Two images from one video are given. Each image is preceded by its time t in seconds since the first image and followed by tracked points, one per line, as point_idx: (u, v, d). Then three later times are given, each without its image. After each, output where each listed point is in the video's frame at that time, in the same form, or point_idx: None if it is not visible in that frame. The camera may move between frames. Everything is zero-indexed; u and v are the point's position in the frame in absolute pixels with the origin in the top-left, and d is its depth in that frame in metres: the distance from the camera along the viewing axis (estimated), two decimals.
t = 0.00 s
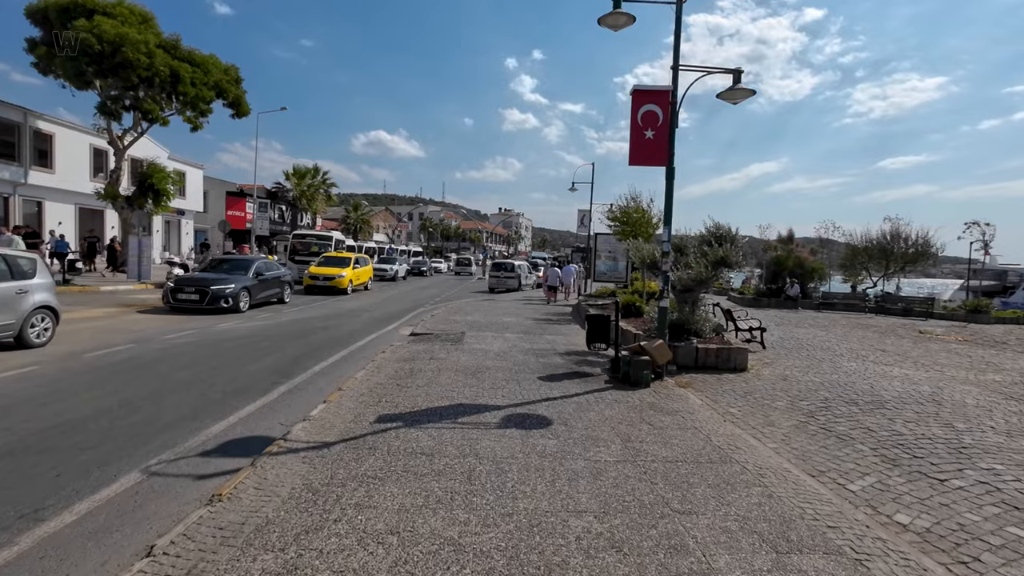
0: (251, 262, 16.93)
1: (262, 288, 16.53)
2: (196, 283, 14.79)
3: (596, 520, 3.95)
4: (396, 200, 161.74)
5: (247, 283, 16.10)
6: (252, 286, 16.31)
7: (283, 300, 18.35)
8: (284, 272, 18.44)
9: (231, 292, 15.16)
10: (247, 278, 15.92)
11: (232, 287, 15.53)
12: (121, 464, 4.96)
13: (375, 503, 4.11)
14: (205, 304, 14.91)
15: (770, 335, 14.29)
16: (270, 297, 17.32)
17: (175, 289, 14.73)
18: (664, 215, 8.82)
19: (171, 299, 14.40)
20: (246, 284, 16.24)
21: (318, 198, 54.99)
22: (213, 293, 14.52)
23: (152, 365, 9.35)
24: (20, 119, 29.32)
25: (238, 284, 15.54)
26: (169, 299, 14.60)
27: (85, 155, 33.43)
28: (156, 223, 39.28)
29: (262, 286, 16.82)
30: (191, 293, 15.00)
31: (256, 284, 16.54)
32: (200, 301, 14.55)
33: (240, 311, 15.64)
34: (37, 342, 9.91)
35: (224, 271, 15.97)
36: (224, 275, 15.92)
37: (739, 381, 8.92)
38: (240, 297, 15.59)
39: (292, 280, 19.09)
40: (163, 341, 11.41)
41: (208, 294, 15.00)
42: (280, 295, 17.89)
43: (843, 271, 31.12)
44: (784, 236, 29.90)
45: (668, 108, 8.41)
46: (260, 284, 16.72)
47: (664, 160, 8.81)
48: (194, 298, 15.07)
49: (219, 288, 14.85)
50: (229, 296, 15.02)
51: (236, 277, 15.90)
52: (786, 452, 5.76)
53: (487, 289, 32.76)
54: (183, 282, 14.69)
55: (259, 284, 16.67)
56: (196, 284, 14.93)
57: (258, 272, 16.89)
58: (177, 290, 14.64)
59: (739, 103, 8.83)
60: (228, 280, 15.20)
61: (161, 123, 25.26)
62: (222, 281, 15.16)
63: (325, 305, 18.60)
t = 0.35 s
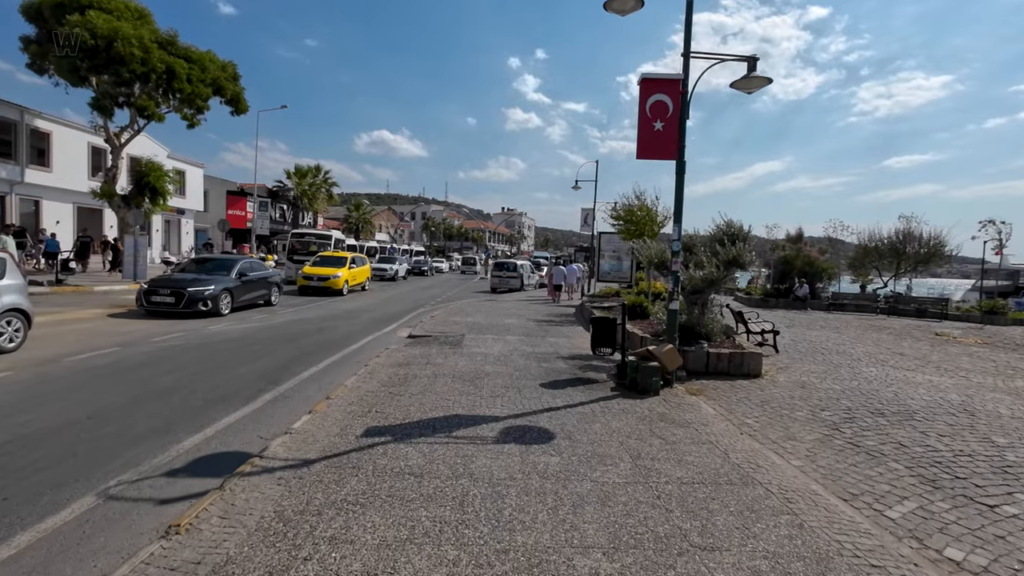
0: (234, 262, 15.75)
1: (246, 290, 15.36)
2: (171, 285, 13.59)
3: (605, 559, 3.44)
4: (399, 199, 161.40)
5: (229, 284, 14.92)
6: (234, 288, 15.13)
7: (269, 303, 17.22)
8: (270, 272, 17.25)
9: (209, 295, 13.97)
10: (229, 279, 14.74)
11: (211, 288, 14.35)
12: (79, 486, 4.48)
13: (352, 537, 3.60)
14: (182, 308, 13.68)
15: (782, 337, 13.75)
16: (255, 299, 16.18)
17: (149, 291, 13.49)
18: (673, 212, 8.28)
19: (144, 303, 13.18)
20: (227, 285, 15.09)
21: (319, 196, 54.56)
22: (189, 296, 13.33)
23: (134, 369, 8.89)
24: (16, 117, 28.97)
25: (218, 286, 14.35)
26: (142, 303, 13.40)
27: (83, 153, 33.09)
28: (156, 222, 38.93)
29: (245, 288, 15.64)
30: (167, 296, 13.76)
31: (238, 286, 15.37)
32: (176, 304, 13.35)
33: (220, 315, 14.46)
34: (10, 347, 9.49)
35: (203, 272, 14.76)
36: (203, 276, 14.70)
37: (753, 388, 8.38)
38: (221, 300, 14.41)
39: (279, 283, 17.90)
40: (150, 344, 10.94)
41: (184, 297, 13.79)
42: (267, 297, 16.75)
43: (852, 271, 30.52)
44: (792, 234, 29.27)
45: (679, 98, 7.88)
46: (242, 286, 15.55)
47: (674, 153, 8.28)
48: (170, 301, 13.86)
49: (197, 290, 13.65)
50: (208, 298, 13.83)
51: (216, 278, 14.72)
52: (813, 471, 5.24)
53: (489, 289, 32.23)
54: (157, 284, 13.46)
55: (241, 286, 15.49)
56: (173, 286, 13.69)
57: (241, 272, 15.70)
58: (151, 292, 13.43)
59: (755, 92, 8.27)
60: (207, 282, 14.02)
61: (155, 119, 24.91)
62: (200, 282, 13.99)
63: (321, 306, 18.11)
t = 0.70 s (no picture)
0: (213, 262, 14.47)
1: (225, 292, 14.16)
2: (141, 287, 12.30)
3: None
4: (400, 199, 160.86)
5: (207, 285, 13.66)
6: (213, 289, 13.86)
7: (253, 306, 16.02)
8: (253, 273, 15.99)
9: (184, 297, 12.70)
10: (206, 280, 13.52)
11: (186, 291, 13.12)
12: (16, 516, 3.97)
13: None
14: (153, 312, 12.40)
15: (794, 340, 13.17)
16: (237, 302, 15.00)
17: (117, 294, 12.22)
18: (683, 209, 7.72)
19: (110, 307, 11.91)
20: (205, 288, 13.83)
21: (319, 195, 54.02)
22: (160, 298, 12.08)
23: (109, 376, 8.38)
24: (9, 114, 28.49)
25: (194, 287, 13.08)
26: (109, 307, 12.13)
27: (78, 151, 32.62)
28: (153, 221, 38.48)
29: (225, 290, 14.42)
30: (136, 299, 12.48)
31: (218, 287, 14.09)
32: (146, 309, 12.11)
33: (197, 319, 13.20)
34: None
35: (178, 273, 13.53)
36: (179, 277, 13.45)
37: (768, 398, 7.82)
38: (197, 303, 13.13)
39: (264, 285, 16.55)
40: (131, 349, 10.43)
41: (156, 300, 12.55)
42: (252, 300, 15.64)
43: (860, 270, 29.87)
44: (800, 233, 28.62)
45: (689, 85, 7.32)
46: (222, 288, 14.27)
47: (684, 146, 7.73)
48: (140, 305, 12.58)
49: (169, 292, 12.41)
50: (182, 301, 12.55)
51: (193, 279, 13.47)
52: (844, 497, 4.67)
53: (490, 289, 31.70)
54: (125, 286, 12.18)
55: (221, 287, 14.21)
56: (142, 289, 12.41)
57: (221, 273, 14.42)
58: (118, 295, 12.15)
59: (770, 80, 7.71)
60: (180, 284, 12.79)
61: (147, 115, 24.50)
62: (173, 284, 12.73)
63: (315, 308, 17.58)
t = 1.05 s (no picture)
0: (193, 260, 13.37)
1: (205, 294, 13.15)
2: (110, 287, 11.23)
3: None
4: (401, 199, 160.38)
5: (185, 286, 12.54)
6: (191, 290, 12.77)
7: (237, 307, 15.06)
8: (237, 273, 15.11)
9: (158, 299, 11.63)
10: (185, 281, 12.51)
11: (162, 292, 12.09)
12: None
13: None
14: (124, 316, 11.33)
15: (806, 343, 12.63)
16: (219, 304, 14.02)
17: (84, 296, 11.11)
18: (697, 204, 7.18)
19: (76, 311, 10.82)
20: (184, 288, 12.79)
21: (319, 194, 53.52)
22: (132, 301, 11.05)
23: (84, 381, 7.86)
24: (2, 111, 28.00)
25: (169, 288, 11.99)
26: (76, 310, 11.07)
27: (73, 149, 32.11)
28: (150, 220, 38.02)
29: (206, 291, 13.43)
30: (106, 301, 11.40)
31: (197, 288, 13.02)
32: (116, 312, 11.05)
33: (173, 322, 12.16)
34: None
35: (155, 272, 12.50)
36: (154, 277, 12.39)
37: (788, 407, 7.28)
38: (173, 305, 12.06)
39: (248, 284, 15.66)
40: (112, 352, 9.92)
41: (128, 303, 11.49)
42: (236, 301, 14.86)
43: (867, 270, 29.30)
44: (807, 232, 28.05)
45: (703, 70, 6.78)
46: (202, 289, 13.20)
47: (697, 136, 7.19)
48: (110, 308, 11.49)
49: (143, 293, 11.38)
50: (156, 303, 11.51)
51: (170, 279, 12.37)
52: (889, 527, 4.13)
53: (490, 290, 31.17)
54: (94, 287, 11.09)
55: (201, 288, 13.14)
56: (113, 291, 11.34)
57: (201, 272, 13.32)
58: (86, 297, 11.09)
59: (790, 65, 7.17)
60: (155, 285, 11.75)
61: (139, 111, 24.06)
62: (147, 285, 11.68)
63: (310, 309, 17.08)
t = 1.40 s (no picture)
0: (175, 261, 12.82)
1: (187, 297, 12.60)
2: (81, 291, 10.71)
3: None
4: (402, 199, 159.90)
5: (163, 289, 11.97)
6: (171, 293, 12.20)
7: (223, 310, 14.54)
8: (223, 274, 14.58)
9: (134, 303, 11.09)
10: (163, 284, 11.95)
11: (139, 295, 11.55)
12: None
13: None
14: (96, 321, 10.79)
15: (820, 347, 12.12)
16: (202, 307, 13.48)
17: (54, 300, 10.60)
18: (712, 202, 6.69)
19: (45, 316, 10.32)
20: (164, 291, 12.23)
21: (318, 194, 53.04)
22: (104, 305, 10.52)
23: (58, 391, 7.38)
24: None
25: (146, 291, 11.43)
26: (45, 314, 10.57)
27: (68, 148, 31.68)
28: (148, 220, 37.59)
29: (188, 294, 12.89)
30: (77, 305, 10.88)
31: (178, 291, 12.47)
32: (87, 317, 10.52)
33: (151, 327, 11.58)
34: None
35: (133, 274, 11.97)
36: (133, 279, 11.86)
37: (810, 420, 6.77)
38: (150, 310, 11.49)
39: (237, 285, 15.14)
40: (94, 358, 9.44)
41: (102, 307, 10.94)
42: (221, 304, 14.34)
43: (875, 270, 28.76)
44: (814, 232, 27.50)
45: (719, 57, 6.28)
46: (183, 292, 12.62)
47: (712, 129, 6.68)
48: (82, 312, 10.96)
49: (118, 298, 10.85)
50: (130, 308, 10.95)
51: (148, 282, 11.84)
52: (944, 567, 3.62)
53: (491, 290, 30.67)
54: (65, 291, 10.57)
55: (181, 291, 12.57)
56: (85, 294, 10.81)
57: (182, 275, 12.75)
58: (56, 301, 10.58)
59: (812, 51, 6.66)
60: (132, 288, 11.21)
61: (134, 109, 23.59)
62: (122, 288, 11.13)
63: (306, 311, 16.61)
